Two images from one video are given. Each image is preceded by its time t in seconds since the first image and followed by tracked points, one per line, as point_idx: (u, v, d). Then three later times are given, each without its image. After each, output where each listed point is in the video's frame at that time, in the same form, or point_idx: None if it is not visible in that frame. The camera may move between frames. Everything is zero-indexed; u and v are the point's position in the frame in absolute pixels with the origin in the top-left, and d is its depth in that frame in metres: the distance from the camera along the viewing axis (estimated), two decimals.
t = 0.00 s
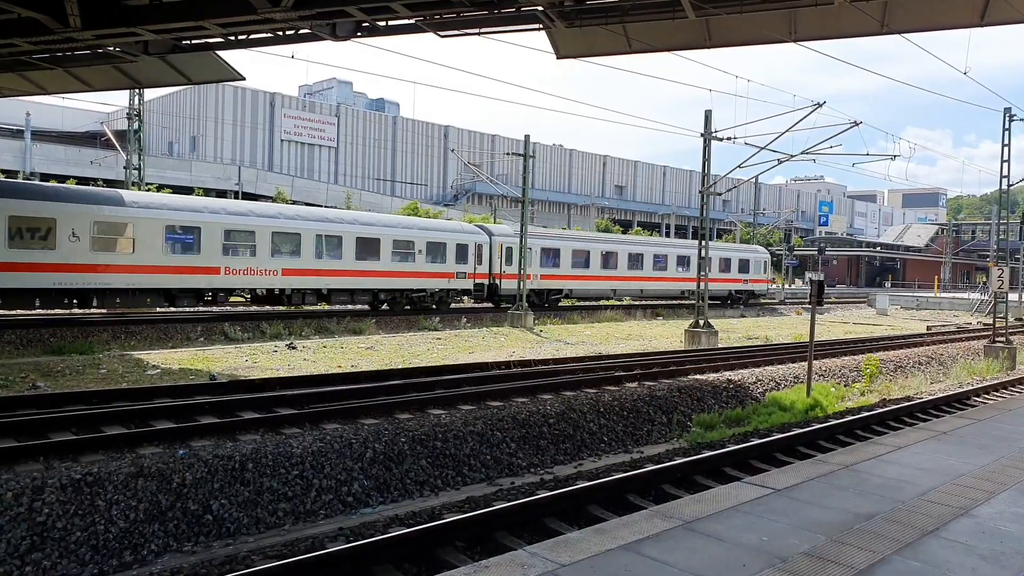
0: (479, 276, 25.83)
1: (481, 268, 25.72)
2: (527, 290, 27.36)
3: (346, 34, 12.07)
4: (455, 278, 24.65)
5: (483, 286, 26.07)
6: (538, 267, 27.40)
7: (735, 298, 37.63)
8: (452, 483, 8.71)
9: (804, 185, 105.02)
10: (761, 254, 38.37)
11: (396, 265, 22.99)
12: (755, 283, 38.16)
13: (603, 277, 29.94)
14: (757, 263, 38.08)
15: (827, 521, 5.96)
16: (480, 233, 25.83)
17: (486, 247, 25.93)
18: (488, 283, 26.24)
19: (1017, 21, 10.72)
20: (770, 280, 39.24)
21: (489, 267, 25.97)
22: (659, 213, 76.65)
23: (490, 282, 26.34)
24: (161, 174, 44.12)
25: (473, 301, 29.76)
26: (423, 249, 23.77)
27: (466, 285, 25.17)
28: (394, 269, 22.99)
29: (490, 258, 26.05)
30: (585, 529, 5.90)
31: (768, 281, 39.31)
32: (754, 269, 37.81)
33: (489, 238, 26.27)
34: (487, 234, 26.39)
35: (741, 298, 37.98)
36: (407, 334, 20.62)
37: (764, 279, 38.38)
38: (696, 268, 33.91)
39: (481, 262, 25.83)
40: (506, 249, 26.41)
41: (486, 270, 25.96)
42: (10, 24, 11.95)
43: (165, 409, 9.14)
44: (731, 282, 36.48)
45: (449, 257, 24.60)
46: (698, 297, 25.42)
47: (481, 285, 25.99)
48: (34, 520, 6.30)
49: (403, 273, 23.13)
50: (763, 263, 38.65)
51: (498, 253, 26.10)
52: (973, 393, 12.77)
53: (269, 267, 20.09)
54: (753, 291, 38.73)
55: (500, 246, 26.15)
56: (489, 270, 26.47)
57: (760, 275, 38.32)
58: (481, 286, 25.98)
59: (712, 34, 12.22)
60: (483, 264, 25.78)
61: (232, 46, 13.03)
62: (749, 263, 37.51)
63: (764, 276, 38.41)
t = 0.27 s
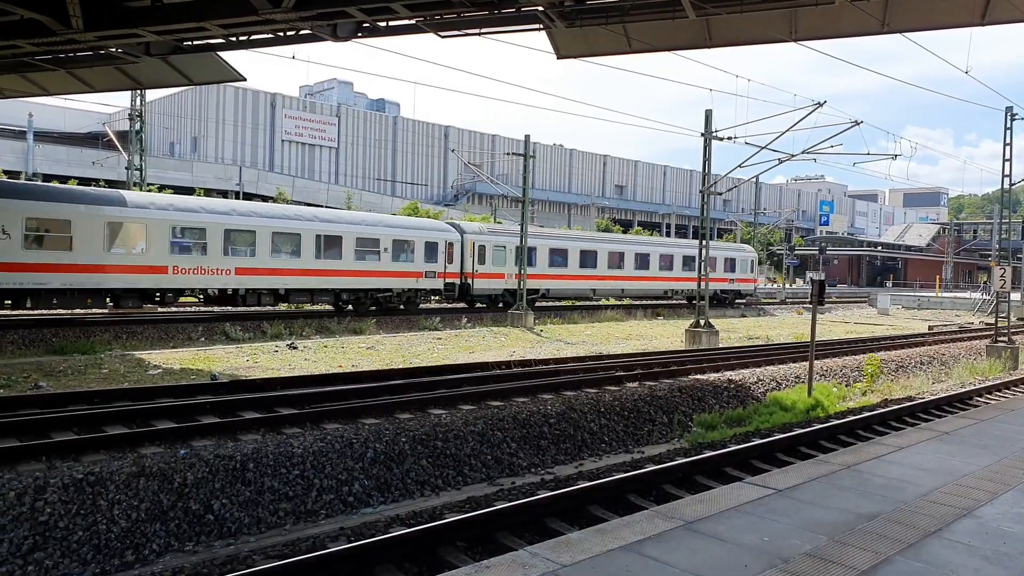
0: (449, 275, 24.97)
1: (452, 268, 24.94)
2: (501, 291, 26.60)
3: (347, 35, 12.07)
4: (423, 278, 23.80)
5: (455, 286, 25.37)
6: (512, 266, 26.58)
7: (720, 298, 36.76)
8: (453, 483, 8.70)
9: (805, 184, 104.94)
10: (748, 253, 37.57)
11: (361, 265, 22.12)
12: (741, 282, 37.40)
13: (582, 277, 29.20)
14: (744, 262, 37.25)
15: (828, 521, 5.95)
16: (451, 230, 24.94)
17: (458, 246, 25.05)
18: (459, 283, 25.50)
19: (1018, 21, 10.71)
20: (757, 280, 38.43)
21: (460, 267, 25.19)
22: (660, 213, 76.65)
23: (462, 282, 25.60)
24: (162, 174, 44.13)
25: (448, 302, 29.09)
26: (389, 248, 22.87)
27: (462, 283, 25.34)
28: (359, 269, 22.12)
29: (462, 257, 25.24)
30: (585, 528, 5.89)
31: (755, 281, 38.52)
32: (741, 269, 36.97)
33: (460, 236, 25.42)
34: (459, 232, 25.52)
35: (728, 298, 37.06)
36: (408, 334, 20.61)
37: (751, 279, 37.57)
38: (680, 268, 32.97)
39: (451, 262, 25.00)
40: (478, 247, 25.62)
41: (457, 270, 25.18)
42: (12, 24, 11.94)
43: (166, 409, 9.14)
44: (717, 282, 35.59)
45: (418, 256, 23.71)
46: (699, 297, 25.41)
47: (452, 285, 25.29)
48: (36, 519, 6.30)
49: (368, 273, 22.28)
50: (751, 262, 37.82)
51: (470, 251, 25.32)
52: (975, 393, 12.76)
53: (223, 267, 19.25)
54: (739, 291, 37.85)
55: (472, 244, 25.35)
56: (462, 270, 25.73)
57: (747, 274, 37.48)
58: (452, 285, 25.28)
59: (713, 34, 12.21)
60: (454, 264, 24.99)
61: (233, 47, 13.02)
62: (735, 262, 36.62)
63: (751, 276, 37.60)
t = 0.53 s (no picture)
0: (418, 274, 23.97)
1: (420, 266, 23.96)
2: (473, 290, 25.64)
3: (348, 34, 12.09)
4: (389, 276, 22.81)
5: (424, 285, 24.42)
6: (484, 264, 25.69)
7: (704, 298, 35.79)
8: (452, 482, 8.71)
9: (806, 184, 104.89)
10: (734, 253, 36.72)
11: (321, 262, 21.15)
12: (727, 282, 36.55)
13: (560, 276, 28.39)
14: (730, 263, 36.39)
15: (828, 521, 5.95)
16: (420, 227, 24.01)
17: (426, 243, 24.09)
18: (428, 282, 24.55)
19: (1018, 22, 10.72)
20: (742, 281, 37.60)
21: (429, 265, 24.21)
22: (660, 213, 76.64)
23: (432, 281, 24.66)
24: (163, 172, 44.09)
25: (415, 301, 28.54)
26: (352, 245, 21.93)
27: (469, 285, 25.35)
28: (318, 266, 21.16)
29: (432, 255, 24.28)
30: (585, 528, 5.90)
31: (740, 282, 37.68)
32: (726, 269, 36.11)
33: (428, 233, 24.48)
34: (428, 229, 24.54)
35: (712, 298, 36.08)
36: (408, 333, 20.62)
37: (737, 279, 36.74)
38: (661, 267, 32.04)
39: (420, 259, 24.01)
40: (449, 245, 24.68)
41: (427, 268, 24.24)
42: (13, 22, 11.93)
43: (165, 408, 9.14)
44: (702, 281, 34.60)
45: (383, 253, 22.74)
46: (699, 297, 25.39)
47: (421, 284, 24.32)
48: (36, 518, 6.31)
49: (328, 270, 21.31)
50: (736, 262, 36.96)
51: (440, 249, 24.38)
52: (974, 393, 12.77)
53: (168, 265, 18.26)
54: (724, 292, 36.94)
55: (441, 241, 24.39)
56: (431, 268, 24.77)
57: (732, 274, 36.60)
58: (421, 285, 24.33)
59: (714, 34, 12.21)
60: (423, 262, 24.02)
61: (233, 45, 13.03)
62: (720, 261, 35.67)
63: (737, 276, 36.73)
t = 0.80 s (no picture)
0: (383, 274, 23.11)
1: (384, 265, 23.08)
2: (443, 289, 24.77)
3: (348, 34, 12.11)
4: (351, 276, 21.92)
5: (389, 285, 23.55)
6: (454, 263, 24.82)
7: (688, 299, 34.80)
8: (452, 483, 8.71)
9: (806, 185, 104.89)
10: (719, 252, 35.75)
11: (277, 261, 20.24)
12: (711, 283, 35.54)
13: (534, 275, 27.53)
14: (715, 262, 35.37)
15: (828, 522, 5.95)
16: (386, 225, 23.09)
17: (392, 241, 23.21)
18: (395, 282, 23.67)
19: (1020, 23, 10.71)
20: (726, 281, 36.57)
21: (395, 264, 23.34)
22: (661, 213, 76.67)
23: (398, 280, 23.79)
24: (163, 172, 44.09)
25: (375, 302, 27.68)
26: (310, 243, 21.01)
27: (446, 286, 24.66)
28: (274, 266, 20.24)
29: (397, 254, 23.40)
30: (586, 528, 5.90)
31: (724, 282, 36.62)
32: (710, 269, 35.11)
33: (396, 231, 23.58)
34: (395, 227, 23.62)
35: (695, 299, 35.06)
36: (408, 333, 20.62)
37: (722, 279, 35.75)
38: (642, 266, 31.21)
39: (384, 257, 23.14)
40: (416, 243, 23.81)
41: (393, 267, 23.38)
42: (12, 22, 11.91)
43: (164, 408, 9.15)
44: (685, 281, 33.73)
45: (344, 251, 21.86)
46: (700, 298, 25.38)
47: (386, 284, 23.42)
48: (36, 517, 6.31)
49: (285, 269, 20.40)
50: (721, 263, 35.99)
51: (406, 248, 23.51)
52: (975, 393, 12.78)
53: (108, 264, 17.28)
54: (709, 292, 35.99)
55: (409, 239, 23.52)
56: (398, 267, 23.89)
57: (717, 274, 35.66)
58: (386, 285, 23.42)
59: (715, 34, 12.22)
60: (388, 261, 23.14)
61: (233, 45, 13.03)
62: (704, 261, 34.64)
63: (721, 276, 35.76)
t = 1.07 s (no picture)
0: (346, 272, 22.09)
1: (346, 263, 22.01)
2: (410, 289, 23.71)
3: (348, 33, 12.12)
4: (309, 275, 20.97)
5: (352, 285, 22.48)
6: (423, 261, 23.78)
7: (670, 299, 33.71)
8: (452, 482, 8.71)
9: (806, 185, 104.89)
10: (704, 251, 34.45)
11: (226, 259, 19.25)
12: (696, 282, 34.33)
13: (507, 274, 26.49)
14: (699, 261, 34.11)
15: (828, 521, 5.95)
16: (348, 222, 22.09)
17: (354, 239, 22.19)
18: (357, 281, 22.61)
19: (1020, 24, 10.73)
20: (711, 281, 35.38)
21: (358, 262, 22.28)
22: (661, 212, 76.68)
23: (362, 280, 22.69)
24: (163, 171, 44.07)
25: (339, 302, 26.77)
26: (264, 240, 20.00)
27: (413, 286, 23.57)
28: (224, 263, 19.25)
29: (360, 252, 22.37)
30: (585, 528, 5.90)
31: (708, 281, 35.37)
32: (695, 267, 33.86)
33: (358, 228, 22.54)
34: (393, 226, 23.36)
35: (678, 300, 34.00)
36: (408, 333, 20.62)
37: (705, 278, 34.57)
38: (622, 266, 30.29)
39: (346, 256, 22.06)
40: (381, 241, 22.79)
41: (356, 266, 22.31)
42: (14, 21, 11.92)
43: (165, 407, 9.15)
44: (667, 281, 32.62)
45: (343, 252, 21.86)
46: (700, 298, 25.37)
47: (349, 284, 22.35)
48: (36, 517, 6.31)
49: (235, 267, 19.43)
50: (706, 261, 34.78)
51: (370, 245, 22.45)
52: (976, 393, 12.78)
53: (40, 262, 16.23)
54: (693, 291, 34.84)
55: (371, 236, 22.44)
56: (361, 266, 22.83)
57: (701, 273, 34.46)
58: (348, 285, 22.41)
59: (715, 34, 12.22)
60: (350, 259, 22.10)
61: (233, 44, 13.03)
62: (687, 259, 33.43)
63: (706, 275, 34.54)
